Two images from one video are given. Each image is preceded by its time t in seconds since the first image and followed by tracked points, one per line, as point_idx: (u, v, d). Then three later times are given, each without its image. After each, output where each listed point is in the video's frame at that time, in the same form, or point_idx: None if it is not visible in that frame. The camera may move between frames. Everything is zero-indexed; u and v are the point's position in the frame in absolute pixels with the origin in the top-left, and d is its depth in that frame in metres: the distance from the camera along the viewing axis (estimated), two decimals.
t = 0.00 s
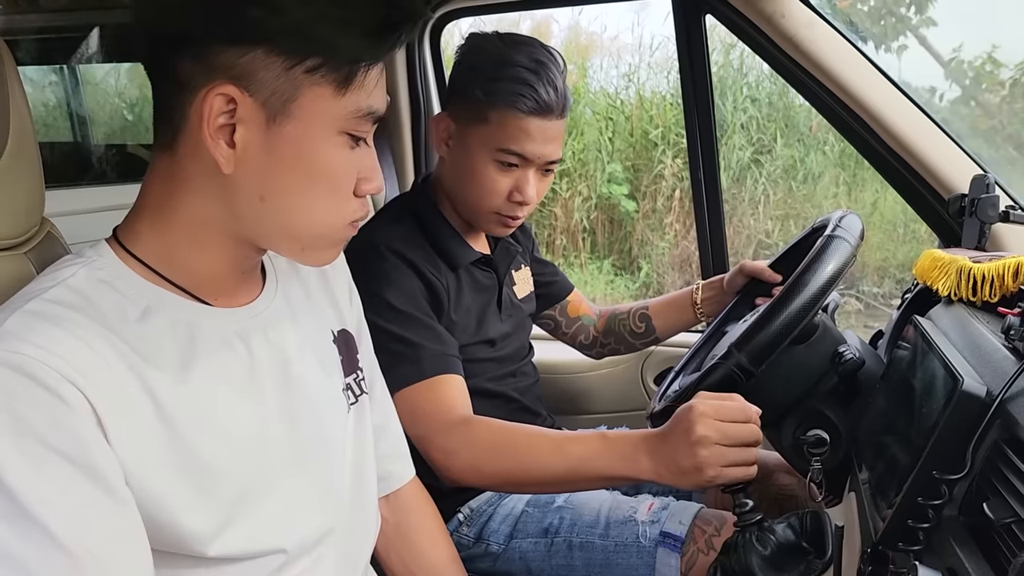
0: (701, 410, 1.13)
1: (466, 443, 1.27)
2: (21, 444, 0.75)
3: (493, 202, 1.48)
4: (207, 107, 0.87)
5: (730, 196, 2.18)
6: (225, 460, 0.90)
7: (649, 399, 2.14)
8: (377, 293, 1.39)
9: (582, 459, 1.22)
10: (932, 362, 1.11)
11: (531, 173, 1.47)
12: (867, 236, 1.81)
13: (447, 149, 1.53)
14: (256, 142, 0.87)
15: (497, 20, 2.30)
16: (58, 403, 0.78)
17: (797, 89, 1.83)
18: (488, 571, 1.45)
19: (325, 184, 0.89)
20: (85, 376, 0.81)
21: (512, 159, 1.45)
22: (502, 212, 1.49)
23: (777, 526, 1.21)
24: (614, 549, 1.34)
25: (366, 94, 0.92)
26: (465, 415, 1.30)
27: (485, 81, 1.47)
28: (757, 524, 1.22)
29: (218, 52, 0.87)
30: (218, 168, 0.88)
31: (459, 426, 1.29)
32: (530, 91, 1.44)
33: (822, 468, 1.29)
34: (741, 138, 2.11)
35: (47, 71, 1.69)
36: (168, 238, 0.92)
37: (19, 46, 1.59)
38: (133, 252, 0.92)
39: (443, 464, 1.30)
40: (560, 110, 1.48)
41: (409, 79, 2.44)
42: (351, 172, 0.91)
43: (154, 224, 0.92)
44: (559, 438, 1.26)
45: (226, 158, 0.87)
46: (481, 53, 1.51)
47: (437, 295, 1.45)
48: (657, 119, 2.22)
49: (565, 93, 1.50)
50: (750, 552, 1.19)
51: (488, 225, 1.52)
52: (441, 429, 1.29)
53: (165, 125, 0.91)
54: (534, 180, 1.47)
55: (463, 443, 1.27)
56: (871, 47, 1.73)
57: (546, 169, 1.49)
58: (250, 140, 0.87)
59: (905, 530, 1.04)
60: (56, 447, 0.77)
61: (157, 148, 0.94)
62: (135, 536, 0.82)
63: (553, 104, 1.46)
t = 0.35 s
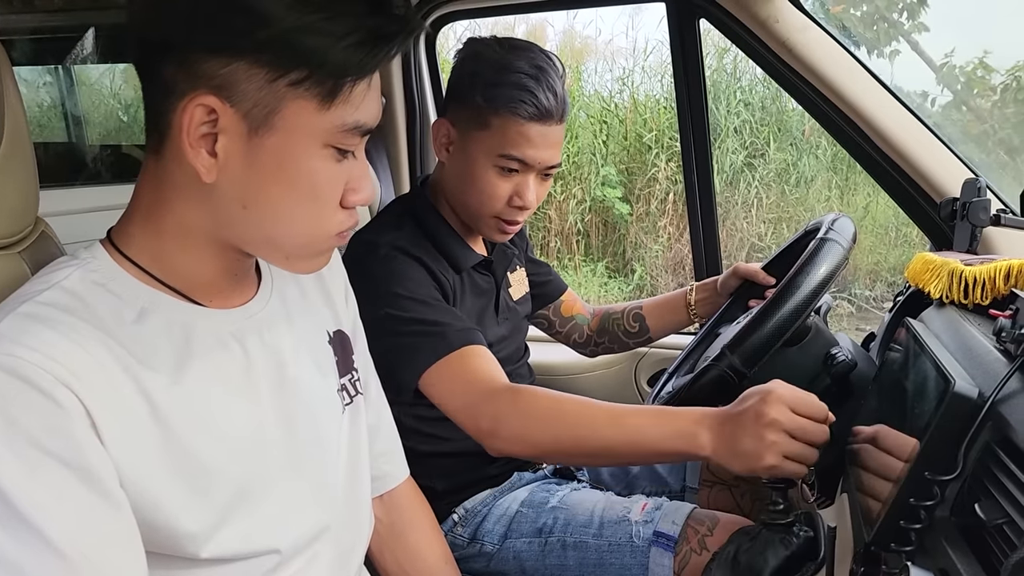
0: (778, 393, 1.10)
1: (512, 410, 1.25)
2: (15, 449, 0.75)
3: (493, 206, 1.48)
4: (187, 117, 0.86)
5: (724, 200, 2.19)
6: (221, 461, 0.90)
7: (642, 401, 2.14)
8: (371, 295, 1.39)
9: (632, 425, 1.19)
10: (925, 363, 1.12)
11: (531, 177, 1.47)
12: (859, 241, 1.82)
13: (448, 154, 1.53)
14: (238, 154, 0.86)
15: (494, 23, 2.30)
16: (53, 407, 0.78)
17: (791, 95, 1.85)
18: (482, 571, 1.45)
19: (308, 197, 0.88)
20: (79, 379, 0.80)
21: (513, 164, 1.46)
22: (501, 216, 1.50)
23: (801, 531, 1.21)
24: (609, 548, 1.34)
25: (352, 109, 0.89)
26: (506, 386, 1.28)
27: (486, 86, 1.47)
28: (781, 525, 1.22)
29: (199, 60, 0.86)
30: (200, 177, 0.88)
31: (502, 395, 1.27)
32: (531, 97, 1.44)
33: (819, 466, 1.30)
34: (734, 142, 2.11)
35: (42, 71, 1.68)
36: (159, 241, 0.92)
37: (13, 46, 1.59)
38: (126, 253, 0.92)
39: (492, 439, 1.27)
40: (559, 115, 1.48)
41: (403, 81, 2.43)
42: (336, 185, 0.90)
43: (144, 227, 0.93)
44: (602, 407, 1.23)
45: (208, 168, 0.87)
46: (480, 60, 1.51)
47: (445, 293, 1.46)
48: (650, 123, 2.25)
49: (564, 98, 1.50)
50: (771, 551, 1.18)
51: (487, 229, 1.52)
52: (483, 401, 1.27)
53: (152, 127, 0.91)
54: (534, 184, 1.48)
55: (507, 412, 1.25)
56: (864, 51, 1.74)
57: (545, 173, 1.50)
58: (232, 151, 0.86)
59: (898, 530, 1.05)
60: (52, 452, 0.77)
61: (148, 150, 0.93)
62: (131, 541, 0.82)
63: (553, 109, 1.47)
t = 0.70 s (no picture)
0: (758, 399, 1.11)
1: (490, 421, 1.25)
2: (12, 454, 0.75)
3: (466, 189, 1.49)
4: (181, 121, 0.85)
5: (720, 201, 2.17)
6: (217, 464, 0.90)
7: (639, 403, 2.14)
8: (367, 296, 1.39)
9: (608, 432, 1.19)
10: (922, 365, 1.12)
11: (501, 156, 1.48)
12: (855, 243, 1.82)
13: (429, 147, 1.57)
14: (232, 158, 0.86)
15: (489, 23, 2.27)
16: (48, 412, 0.77)
17: (786, 95, 1.84)
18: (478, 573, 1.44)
19: (303, 201, 0.88)
20: (74, 383, 0.80)
21: (480, 142, 1.48)
22: (476, 200, 1.50)
23: (791, 533, 1.20)
24: (606, 550, 1.34)
25: (349, 113, 0.89)
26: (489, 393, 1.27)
27: (453, 70, 1.51)
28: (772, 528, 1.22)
29: (194, 63, 0.85)
30: (194, 180, 0.88)
31: (484, 403, 1.26)
32: (493, 74, 1.47)
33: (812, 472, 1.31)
34: (731, 142, 2.12)
35: (38, 72, 1.67)
36: (155, 243, 0.92)
37: (9, 47, 1.59)
38: (122, 255, 0.92)
39: (471, 444, 1.27)
40: (528, 93, 1.49)
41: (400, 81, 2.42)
42: (331, 189, 0.89)
43: (140, 229, 0.92)
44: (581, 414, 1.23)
45: (202, 171, 0.86)
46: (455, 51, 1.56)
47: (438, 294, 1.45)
48: (646, 124, 2.26)
49: (536, 78, 1.51)
50: (763, 555, 1.18)
51: (467, 216, 1.52)
52: (464, 406, 1.27)
53: (148, 127, 0.90)
54: (506, 164, 1.48)
55: (487, 419, 1.25)
56: (861, 52, 1.74)
57: (518, 154, 1.50)
58: (226, 154, 0.86)
59: (896, 532, 1.05)
60: (47, 456, 0.77)
61: (143, 152, 0.93)
62: (126, 546, 0.81)
63: (519, 87, 1.48)
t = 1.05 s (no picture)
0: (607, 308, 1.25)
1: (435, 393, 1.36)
2: (14, 453, 0.75)
3: (449, 182, 1.51)
4: (183, 120, 0.85)
5: (723, 201, 2.19)
6: (218, 464, 0.90)
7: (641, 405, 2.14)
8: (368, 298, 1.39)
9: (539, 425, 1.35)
10: (923, 366, 1.12)
11: (481, 147, 1.50)
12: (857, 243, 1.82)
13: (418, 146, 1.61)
14: (234, 158, 0.86)
15: (490, 24, 2.30)
16: (50, 411, 0.77)
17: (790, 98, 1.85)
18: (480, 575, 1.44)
19: (304, 203, 0.88)
20: (76, 383, 0.80)
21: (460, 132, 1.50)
22: (459, 192, 1.52)
23: (784, 536, 1.21)
24: (608, 551, 1.34)
25: (351, 115, 0.89)
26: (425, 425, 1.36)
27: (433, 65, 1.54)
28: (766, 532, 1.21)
29: (198, 64, 0.85)
30: (196, 180, 0.88)
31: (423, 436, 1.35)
32: (469, 65, 1.49)
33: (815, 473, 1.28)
34: (732, 144, 2.12)
35: (39, 73, 1.67)
36: (156, 243, 0.92)
37: (11, 48, 1.58)
38: (123, 255, 0.92)
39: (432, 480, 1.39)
40: (507, 83, 1.51)
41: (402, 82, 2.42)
42: (332, 191, 0.89)
43: (142, 229, 0.92)
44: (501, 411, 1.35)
45: (203, 171, 0.86)
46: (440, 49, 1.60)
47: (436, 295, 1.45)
48: (649, 125, 2.24)
49: (516, 68, 1.53)
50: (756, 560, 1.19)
51: (452, 210, 1.54)
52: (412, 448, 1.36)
53: (152, 127, 0.91)
54: (486, 155, 1.50)
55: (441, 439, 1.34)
56: (863, 53, 1.74)
57: (499, 144, 1.51)
58: (228, 154, 0.86)
59: (897, 533, 1.05)
60: (49, 456, 0.77)
61: (145, 152, 0.93)
62: (128, 547, 0.81)
63: (497, 77, 1.50)
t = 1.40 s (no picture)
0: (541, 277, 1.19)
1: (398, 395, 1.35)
2: (12, 456, 0.75)
3: (448, 184, 1.51)
4: (183, 125, 0.85)
5: (723, 204, 2.19)
6: (218, 469, 0.90)
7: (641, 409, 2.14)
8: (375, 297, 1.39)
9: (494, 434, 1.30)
10: (925, 369, 1.11)
11: (480, 151, 1.50)
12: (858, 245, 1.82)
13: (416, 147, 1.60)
14: (233, 164, 0.86)
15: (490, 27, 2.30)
16: (48, 415, 0.77)
17: (791, 99, 1.85)
18: None
19: (301, 213, 0.87)
20: (74, 388, 0.80)
21: (459, 135, 1.50)
22: (457, 195, 1.52)
23: (785, 540, 1.21)
24: (608, 555, 1.33)
25: (353, 132, 0.89)
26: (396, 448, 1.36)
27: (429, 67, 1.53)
28: (767, 536, 1.20)
29: (203, 69, 0.85)
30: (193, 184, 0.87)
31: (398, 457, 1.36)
32: (466, 69, 1.49)
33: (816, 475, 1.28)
34: (733, 146, 2.12)
35: (37, 76, 1.66)
36: (154, 246, 0.92)
37: (9, 52, 1.57)
38: (121, 257, 0.92)
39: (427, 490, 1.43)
40: (506, 87, 1.51)
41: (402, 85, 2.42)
42: (329, 203, 0.89)
43: (140, 232, 0.92)
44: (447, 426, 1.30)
45: (201, 176, 0.86)
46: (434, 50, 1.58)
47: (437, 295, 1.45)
48: (649, 128, 2.23)
49: (513, 70, 1.52)
50: (758, 564, 1.18)
51: (450, 213, 1.54)
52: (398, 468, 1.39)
53: (154, 129, 0.90)
54: (485, 157, 1.50)
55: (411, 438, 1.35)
56: (863, 55, 1.76)
57: (498, 146, 1.51)
58: (227, 160, 0.86)
59: (899, 537, 1.04)
60: (47, 461, 0.76)
61: (147, 153, 0.93)
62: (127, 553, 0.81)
63: (496, 81, 1.50)
